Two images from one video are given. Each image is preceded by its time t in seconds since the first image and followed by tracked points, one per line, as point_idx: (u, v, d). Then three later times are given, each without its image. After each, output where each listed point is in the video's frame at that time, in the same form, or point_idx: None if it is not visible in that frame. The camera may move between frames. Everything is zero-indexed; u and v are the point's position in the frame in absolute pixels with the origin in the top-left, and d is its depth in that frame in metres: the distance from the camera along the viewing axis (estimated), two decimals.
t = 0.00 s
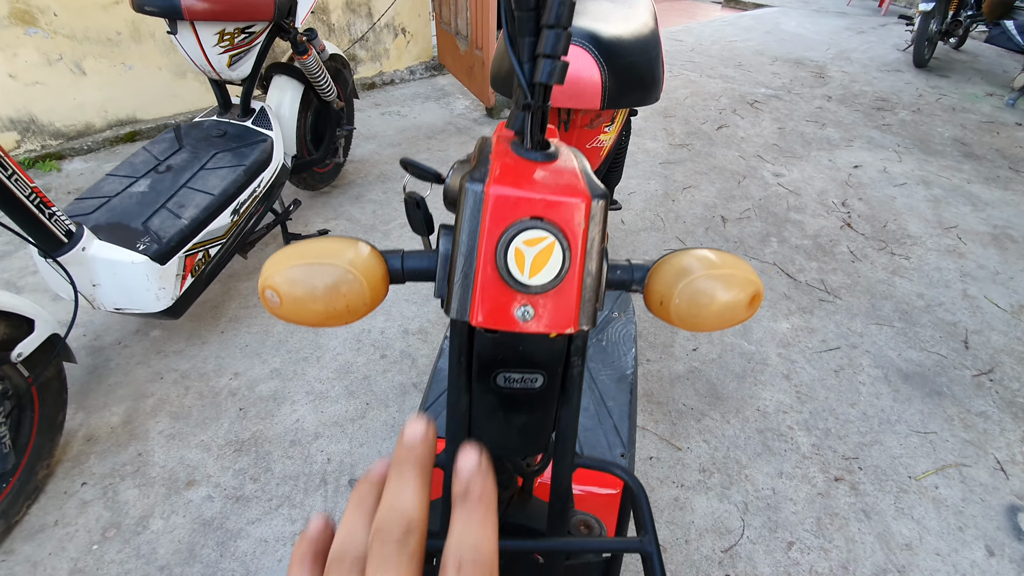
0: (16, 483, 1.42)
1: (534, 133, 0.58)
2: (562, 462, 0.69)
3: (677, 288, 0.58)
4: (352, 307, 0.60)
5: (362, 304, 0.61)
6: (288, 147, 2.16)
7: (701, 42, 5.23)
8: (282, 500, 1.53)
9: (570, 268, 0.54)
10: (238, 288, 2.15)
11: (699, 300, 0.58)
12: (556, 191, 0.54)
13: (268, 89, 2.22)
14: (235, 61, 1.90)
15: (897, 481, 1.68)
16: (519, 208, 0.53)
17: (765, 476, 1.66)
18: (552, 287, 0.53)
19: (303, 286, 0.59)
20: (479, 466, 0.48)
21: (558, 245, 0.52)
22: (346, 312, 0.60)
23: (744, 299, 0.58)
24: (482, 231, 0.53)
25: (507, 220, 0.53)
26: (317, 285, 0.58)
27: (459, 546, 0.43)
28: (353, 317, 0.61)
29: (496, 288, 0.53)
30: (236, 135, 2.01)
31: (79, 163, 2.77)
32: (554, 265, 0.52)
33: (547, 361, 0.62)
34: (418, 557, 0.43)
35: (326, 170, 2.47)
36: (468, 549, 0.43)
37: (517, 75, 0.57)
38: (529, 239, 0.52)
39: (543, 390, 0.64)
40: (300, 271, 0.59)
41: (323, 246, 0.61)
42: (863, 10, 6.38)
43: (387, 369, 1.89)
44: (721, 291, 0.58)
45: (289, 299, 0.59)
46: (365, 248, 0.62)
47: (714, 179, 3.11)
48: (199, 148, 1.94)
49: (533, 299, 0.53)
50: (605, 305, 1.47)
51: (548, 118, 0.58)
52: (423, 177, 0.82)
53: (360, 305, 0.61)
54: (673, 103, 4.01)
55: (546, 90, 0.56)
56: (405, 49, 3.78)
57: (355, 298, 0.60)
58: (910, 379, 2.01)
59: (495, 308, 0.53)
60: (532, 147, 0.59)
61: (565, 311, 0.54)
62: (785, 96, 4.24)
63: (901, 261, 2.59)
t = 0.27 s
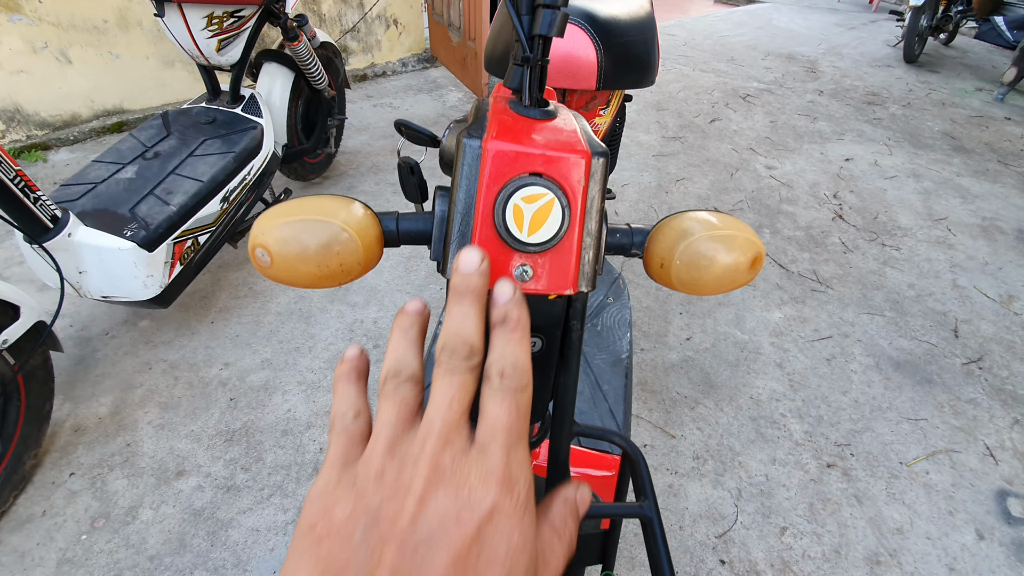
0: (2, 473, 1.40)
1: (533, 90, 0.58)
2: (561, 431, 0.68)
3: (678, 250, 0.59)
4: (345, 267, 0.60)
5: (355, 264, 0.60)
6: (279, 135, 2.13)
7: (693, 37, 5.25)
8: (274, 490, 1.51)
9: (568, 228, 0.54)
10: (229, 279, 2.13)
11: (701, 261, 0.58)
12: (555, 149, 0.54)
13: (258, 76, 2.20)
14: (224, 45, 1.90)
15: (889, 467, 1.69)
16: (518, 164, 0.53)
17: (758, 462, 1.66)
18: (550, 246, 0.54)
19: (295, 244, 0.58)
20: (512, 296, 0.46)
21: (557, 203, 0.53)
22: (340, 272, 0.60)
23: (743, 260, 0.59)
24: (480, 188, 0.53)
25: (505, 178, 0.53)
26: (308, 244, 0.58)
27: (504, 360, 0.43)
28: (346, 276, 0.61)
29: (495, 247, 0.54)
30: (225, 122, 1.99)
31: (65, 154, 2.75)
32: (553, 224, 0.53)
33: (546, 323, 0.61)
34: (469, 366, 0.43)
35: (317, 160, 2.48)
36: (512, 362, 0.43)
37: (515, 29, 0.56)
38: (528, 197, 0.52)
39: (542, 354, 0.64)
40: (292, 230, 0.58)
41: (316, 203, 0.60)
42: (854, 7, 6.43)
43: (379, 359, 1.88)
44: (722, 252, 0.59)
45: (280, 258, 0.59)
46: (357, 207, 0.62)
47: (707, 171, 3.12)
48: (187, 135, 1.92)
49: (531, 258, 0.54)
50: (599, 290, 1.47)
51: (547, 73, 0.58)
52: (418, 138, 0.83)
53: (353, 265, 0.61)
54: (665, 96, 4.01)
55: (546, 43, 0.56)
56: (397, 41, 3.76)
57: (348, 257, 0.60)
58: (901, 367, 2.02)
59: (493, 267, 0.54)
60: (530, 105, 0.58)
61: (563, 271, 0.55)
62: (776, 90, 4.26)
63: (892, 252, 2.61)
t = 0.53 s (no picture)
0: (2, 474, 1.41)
1: (529, 97, 0.60)
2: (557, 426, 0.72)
3: (669, 252, 0.60)
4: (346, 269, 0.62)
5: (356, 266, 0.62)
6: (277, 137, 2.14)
7: (690, 38, 5.26)
8: (273, 490, 1.52)
9: (563, 230, 0.57)
10: (227, 280, 2.14)
11: (692, 263, 0.60)
12: (550, 153, 0.56)
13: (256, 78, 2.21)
14: (222, 47, 1.91)
15: (883, 465, 1.71)
16: (514, 168, 0.55)
17: (753, 461, 1.68)
18: (547, 248, 0.57)
19: (298, 247, 0.60)
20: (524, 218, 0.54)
21: (553, 205, 0.56)
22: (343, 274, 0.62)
23: (734, 262, 0.60)
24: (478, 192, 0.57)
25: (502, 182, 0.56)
26: (311, 247, 0.60)
27: (513, 272, 0.52)
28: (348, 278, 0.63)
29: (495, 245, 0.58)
30: (224, 123, 2.00)
31: (61, 155, 2.75)
32: (548, 226, 0.56)
33: (542, 323, 0.65)
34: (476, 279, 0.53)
35: (315, 161, 2.49)
36: (519, 274, 0.52)
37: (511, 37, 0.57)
38: (525, 200, 0.55)
39: (538, 352, 0.68)
40: (295, 233, 0.60)
41: (318, 208, 0.62)
42: (850, 8, 6.46)
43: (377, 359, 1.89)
44: (713, 254, 0.60)
45: (284, 261, 0.61)
46: (359, 211, 0.63)
47: (703, 172, 3.14)
48: (185, 137, 1.92)
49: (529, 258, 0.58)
50: (596, 291, 1.48)
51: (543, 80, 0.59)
52: (418, 144, 0.85)
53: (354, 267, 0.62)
54: (662, 97, 4.02)
55: (542, 51, 0.57)
56: (395, 42, 3.77)
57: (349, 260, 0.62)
58: (895, 366, 2.04)
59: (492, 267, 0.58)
60: (526, 111, 0.61)
61: (557, 272, 0.58)
62: (773, 91, 4.28)
63: (886, 253, 2.63)
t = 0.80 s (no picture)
0: None
1: (516, 89, 0.60)
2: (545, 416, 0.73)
3: (656, 243, 0.61)
4: (334, 261, 0.62)
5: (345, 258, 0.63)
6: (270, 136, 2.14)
7: (683, 38, 5.28)
8: (266, 489, 1.52)
9: (551, 221, 0.58)
10: (220, 279, 2.13)
11: (678, 254, 0.60)
12: (536, 145, 0.57)
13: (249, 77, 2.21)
14: (215, 45, 1.90)
15: (874, 461, 1.72)
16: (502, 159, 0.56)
17: (746, 457, 1.69)
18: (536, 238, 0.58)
19: (286, 239, 0.61)
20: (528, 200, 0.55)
21: (542, 196, 0.57)
22: (331, 266, 0.63)
23: (719, 252, 0.61)
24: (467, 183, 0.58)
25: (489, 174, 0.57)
26: (299, 239, 0.60)
27: (517, 252, 0.55)
28: (336, 270, 0.64)
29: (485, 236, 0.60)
30: (216, 122, 1.99)
31: (52, 155, 2.74)
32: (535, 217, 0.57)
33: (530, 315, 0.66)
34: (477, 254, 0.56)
35: (309, 160, 2.49)
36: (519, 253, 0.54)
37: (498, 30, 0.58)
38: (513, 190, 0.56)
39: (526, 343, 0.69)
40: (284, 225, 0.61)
41: (306, 199, 0.62)
42: (842, 9, 6.50)
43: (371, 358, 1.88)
44: (698, 245, 0.61)
45: (273, 253, 0.61)
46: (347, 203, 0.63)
47: (697, 171, 3.15)
48: (178, 135, 1.92)
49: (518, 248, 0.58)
50: (589, 288, 1.48)
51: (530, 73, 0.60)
52: (406, 137, 0.85)
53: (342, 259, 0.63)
54: (656, 97, 4.04)
55: (528, 45, 0.58)
56: (388, 41, 3.77)
57: (338, 251, 0.62)
58: (886, 363, 2.05)
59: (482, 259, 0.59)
60: (513, 104, 0.61)
61: (546, 263, 0.59)
62: (765, 91, 4.30)
63: (878, 251, 2.65)
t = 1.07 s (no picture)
0: None
1: (501, 90, 0.61)
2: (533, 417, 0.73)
3: (642, 243, 0.61)
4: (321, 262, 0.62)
5: (331, 260, 0.62)
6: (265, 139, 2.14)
7: (677, 40, 5.30)
8: (261, 493, 1.51)
9: (536, 221, 0.58)
10: (215, 283, 2.13)
11: (664, 254, 0.61)
12: (522, 146, 0.57)
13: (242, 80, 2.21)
14: (208, 49, 1.90)
15: (868, 459, 1.72)
16: (487, 162, 0.56)
17: (741, 457, 1.69)
18: (520, 242, 0.58)
19: (273, 240, 0.61)
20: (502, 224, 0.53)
21: (526, 200, 0.56)
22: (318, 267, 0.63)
23: (705, 252, 0.61)
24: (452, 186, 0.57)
25: (474, 175, 0.56)
26: (285, 239, 0.60)
27: (488, 276, 0.53)
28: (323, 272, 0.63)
29: (466, 243, 0.59)
30: (210, 126, 1.99)
31: (45, 159, 2.73)
32: (519, 217, 0.57)
33: (516, 315, 0.66)
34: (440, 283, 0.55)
35: (303, 163, 2.49)
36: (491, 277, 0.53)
37: (484, 32, 0.58)
38: (498, 191, 0.56)
39: (513, 344, 0.68)
40: (271, 226, 0.61)
41: (293, 201, 0.62)
42: (835, 10, 6.54)
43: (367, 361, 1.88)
44: (685, 244, 0.61)
45: (259, 254, 0.61)
46: (335, 205, 0.63)
47: (691, 172, 3.16)
48: (171, 139, 1.92)
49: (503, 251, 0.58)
50: (583, 289, 1.49)
51: (517, 75, 0.60)
52: (394, 139, 0.87)
53: (329, 260, 0.62)
54: (651, 98, 4.05)
55: (513, 46, 0.59)
56: (383, 44, 3.77)
57: (324, 253, 0.62)
58: (880, 361, 2.06)
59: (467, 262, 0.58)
60: (500, 105, 0.62)
61: (531, 264, 0.59)
62: (759, 92, 4.32)
63: (872, 250, 2.67)
